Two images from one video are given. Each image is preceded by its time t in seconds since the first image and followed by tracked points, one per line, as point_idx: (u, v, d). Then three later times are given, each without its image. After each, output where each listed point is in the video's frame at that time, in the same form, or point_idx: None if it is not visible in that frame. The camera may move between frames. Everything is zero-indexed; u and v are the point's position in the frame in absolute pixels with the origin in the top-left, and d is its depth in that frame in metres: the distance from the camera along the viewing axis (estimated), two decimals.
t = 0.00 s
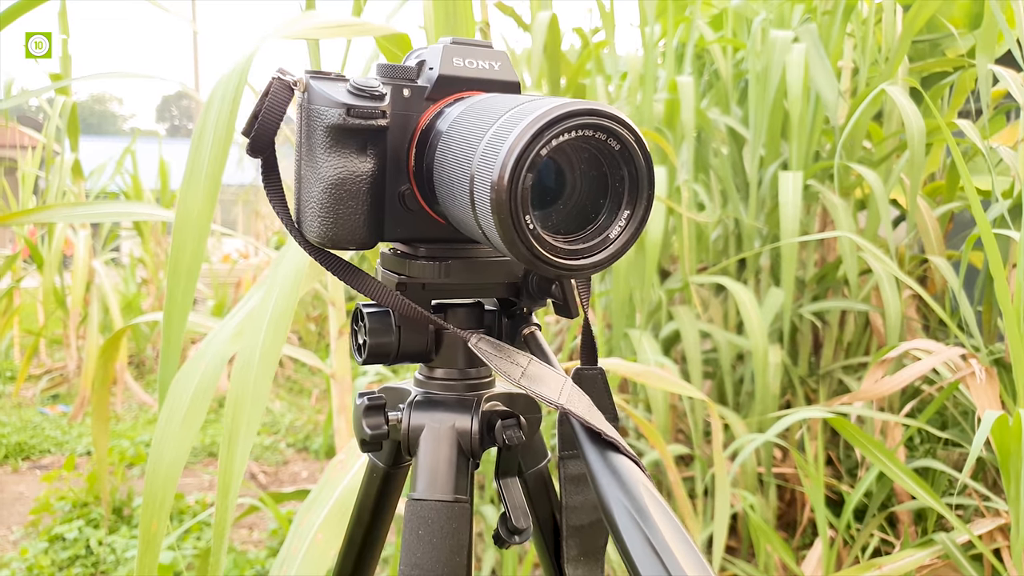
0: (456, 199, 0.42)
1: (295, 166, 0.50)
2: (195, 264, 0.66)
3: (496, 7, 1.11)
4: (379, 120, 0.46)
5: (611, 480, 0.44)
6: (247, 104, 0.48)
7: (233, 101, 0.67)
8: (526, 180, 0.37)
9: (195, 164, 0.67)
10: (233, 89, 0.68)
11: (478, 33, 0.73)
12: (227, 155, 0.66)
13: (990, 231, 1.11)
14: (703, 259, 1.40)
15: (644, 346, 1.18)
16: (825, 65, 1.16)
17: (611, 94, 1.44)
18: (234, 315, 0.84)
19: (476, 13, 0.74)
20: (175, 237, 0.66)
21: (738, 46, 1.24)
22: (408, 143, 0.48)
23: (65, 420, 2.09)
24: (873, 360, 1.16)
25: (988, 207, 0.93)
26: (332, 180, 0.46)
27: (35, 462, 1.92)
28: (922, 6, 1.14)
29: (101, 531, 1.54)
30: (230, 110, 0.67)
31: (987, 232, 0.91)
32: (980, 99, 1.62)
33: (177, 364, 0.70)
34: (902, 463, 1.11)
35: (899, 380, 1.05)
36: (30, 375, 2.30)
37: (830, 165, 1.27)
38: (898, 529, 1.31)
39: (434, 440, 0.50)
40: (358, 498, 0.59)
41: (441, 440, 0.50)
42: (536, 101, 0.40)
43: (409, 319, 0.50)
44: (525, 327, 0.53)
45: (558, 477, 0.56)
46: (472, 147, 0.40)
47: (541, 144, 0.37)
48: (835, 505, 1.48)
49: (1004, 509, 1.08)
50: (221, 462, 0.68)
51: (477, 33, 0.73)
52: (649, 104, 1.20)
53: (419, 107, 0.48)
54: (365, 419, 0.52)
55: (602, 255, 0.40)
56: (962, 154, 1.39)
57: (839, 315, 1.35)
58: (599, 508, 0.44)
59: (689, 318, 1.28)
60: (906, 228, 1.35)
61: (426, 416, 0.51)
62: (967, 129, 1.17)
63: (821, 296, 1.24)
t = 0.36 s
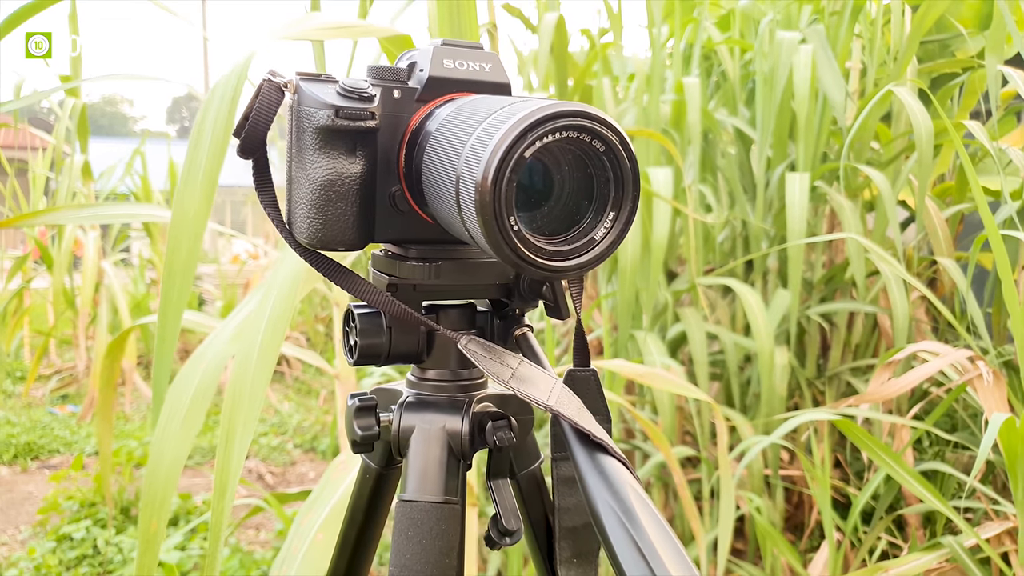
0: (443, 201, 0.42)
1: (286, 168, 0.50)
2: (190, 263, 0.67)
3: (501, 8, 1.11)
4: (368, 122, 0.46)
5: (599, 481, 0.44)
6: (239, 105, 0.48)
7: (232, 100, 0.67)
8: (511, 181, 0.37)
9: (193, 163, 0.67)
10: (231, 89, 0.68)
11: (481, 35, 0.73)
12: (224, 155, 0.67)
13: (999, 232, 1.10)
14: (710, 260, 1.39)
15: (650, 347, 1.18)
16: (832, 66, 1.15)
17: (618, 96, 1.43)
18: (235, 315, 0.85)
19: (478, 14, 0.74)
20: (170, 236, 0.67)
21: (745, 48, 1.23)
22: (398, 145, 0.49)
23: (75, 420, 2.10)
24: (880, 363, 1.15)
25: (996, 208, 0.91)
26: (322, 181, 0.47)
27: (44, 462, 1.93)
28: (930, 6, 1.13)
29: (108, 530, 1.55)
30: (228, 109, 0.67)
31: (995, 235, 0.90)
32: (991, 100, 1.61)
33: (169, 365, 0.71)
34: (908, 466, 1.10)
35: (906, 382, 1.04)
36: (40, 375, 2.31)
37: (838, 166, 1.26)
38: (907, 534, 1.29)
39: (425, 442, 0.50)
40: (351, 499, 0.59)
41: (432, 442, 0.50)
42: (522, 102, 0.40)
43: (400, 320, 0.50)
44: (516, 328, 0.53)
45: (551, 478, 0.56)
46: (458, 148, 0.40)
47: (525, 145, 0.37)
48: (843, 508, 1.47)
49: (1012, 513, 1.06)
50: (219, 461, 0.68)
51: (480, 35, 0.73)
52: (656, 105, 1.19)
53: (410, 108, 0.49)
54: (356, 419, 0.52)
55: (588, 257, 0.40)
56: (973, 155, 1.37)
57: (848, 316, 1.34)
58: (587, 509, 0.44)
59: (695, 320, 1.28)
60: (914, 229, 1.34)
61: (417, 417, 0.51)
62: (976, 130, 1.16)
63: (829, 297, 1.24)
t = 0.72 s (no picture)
0: (443, 198, 0.42)
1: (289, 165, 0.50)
2: (196, 263, 0.67)
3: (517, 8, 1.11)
4: (370, 118, 0.46)
5: (602, 483, 0.44)
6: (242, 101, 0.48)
7: (240, 101, 0.68)
8: (510, 177, 0.36)
9: (200, 163, 0.67)
10: (240, 89, 0.68)
11: (495, 35, 0.73)
12: (232, 156, 0.67)
13: None
14: (728, 261, 1.38)
15: (666, 349, 1.17)
16: (853, 65, 1.13)
17: (636, 96, 1.42)
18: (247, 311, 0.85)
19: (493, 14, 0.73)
20: (177, 236, 0.67)
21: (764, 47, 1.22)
22: (401, 141, 0.49)
23: (96, 417, 2.12)
24: (900, 366, 1.13)
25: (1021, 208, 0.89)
26: (324, 178, 0.47)
27: (65, 458, 1.95)
28: (954, 4, 1.11)
29: (127, 527, 1.56)
30: (237, 109, 0.67)
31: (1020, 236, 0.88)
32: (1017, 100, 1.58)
33: (174, 363, 0.71)
34: (929, 471, 1.08)
35: (926, 386, 1.02)
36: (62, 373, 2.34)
37: (858, 167, 1.24)
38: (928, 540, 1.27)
39: (428, 440, 0.50)
40: (356, 498, 0.59)
41: (435, 441, 0.50)
42: (523, 97, 0.40)
43: (404, 318, 0.50)
44: (521, 327, 0.52)
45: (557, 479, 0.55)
46: (459, 144, 0.40)
47: (524, 141, 0.36)
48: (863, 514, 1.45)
49: None
50: (238, 461, 0.68)
51: (495, 34, 0.73)
52: (673, 105, 1.18)
53: (412, 105, 0.49)
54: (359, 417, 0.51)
55: (589, 254, 0.39)
56: (998, 156, 1.35)
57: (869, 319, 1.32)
58: (591, 511, 0.44)
59: (713, 321, 1.27)
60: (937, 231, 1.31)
61: (420, 416, 0.51)
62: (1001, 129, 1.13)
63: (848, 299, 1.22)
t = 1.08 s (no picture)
0: (458, 192, 0.41)
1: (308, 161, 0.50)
2: (225, 263, 0.67)
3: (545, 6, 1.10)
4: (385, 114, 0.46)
5: (620, 482, 0.43)
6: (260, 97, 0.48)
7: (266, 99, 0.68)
8: (523, 171, 0.36)
9: (228, 161, 0.67)
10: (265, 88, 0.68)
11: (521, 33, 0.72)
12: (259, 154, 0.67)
13: None
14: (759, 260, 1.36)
15: (696, 349, 1.15)
16: (888, 60, 1.11)
17: (665, 94, 1.41)
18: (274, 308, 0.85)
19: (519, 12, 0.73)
20: (205, 238, 0.67)
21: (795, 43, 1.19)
22: (417, 137, 0.49)
23: (130, 415, 2.15)
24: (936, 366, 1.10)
25: None
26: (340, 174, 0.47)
27: (101, 456, 1.98)
28: None
29: (160, 524, 1.57)
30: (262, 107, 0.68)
31: None
32: None
33: (205, 362, 0.71)
34: (966, 475, 1.05)
35: (963, 387, 0.99)
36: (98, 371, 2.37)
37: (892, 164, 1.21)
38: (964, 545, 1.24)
39: (445, 438, 0.49)
40: (376, 495, 0.59)
41: (452, 438, 0.49)
42: (538, 89, 0.39)
43: (421, 315, 0.50)
44: (539, 325, 0.52)
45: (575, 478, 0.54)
46: (473, 137, 0.39)
47: (537, 133, 0.36)
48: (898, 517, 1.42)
49: None
50: (263, 459, 0.68)
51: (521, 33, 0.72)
52: (703, 103, 1.17)
53: (429, 100, 0.48)
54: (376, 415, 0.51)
55: (604, 249, 0.39)
56: None
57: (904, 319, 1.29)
58: (608, 511, 0.43)
59: (743, 321, 1.25)
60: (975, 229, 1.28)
61: (437, 414, 0.51)
62: None
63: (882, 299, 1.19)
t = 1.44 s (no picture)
0: (448, 192, 0.41)
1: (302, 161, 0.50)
2: (237, 264, 0.67)
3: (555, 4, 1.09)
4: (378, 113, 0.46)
5: (615, 486, 0.42)
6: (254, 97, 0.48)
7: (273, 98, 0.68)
8: (513, 170, 0.35)
9: (239, 160, 0.67)
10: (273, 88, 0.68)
11: (529, 36, 0.72)
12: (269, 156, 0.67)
13: None
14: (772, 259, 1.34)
15: (707, 349, 1.14)
16: (903, 57, 1.09)
17: (678, 92, 1.39)
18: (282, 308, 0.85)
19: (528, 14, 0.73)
20: (216, 239, 0.67)
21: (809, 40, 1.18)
22: (411, 136, 0.49)
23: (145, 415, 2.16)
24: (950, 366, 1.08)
25: None
26: (333, 174, 0.47)
27: (116, 455, 1.99)
28: None
29: (173, 522, 1.58)
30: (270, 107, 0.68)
31: None
32: None
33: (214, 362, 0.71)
34: (981, 477, 1.03)
35: (977, 387, 0.97)
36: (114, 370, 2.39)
37: (907, 162, 1.20)
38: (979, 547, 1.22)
39: (440, 440, 0.49)
40: (375, 497, 0.58)
41: (448, 440, 0.49)
42: (528, 88, 0.39)
43: (416, 317, 0.50)
44: (537, 326, 0.51)
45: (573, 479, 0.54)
46: (464, 136, 0.39)
47: (526, 133, 0.35)
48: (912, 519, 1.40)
49: None
50: (264, 460, 0.68)
51: (528, 36, 0.72)
52: (715, 101, 1.16)
53: (423, 100, 0.48)
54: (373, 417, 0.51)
55: (594, 249, 0.39)
56: None
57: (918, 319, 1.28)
58: (603, 515, 0.42)
59: (755, 321, 1.23)
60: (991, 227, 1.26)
61: (433, 416, 0.50)
62: None
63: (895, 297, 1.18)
